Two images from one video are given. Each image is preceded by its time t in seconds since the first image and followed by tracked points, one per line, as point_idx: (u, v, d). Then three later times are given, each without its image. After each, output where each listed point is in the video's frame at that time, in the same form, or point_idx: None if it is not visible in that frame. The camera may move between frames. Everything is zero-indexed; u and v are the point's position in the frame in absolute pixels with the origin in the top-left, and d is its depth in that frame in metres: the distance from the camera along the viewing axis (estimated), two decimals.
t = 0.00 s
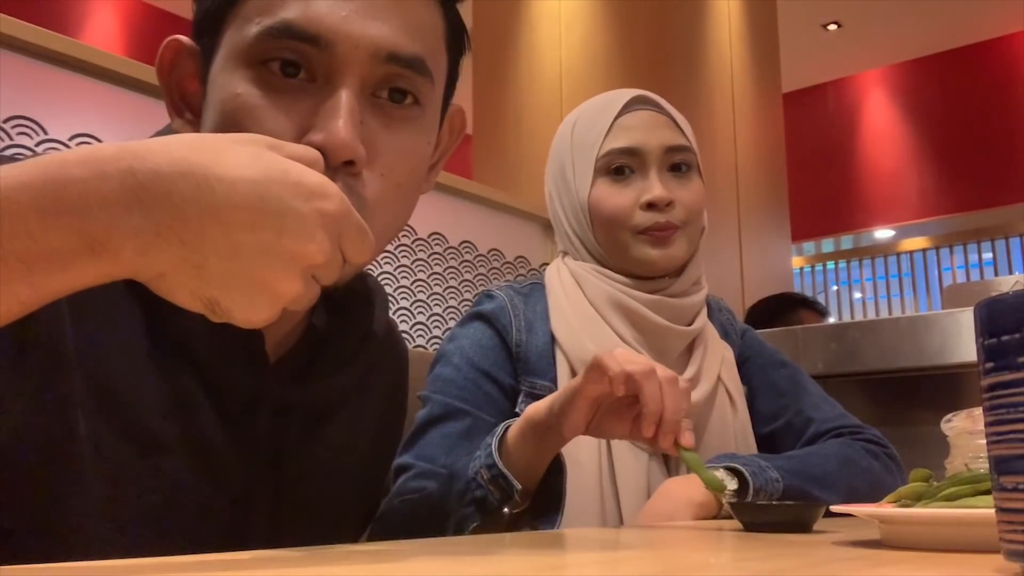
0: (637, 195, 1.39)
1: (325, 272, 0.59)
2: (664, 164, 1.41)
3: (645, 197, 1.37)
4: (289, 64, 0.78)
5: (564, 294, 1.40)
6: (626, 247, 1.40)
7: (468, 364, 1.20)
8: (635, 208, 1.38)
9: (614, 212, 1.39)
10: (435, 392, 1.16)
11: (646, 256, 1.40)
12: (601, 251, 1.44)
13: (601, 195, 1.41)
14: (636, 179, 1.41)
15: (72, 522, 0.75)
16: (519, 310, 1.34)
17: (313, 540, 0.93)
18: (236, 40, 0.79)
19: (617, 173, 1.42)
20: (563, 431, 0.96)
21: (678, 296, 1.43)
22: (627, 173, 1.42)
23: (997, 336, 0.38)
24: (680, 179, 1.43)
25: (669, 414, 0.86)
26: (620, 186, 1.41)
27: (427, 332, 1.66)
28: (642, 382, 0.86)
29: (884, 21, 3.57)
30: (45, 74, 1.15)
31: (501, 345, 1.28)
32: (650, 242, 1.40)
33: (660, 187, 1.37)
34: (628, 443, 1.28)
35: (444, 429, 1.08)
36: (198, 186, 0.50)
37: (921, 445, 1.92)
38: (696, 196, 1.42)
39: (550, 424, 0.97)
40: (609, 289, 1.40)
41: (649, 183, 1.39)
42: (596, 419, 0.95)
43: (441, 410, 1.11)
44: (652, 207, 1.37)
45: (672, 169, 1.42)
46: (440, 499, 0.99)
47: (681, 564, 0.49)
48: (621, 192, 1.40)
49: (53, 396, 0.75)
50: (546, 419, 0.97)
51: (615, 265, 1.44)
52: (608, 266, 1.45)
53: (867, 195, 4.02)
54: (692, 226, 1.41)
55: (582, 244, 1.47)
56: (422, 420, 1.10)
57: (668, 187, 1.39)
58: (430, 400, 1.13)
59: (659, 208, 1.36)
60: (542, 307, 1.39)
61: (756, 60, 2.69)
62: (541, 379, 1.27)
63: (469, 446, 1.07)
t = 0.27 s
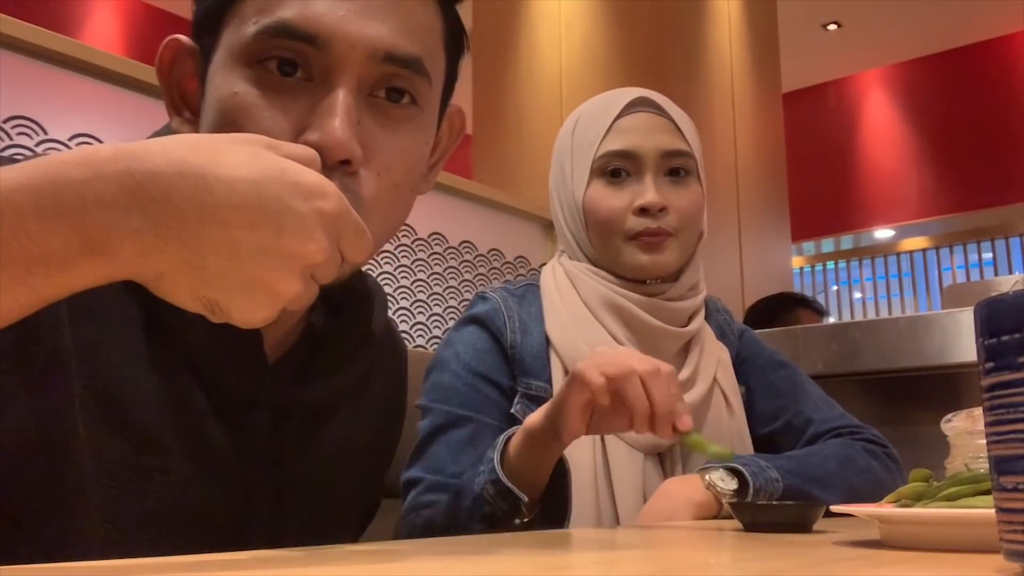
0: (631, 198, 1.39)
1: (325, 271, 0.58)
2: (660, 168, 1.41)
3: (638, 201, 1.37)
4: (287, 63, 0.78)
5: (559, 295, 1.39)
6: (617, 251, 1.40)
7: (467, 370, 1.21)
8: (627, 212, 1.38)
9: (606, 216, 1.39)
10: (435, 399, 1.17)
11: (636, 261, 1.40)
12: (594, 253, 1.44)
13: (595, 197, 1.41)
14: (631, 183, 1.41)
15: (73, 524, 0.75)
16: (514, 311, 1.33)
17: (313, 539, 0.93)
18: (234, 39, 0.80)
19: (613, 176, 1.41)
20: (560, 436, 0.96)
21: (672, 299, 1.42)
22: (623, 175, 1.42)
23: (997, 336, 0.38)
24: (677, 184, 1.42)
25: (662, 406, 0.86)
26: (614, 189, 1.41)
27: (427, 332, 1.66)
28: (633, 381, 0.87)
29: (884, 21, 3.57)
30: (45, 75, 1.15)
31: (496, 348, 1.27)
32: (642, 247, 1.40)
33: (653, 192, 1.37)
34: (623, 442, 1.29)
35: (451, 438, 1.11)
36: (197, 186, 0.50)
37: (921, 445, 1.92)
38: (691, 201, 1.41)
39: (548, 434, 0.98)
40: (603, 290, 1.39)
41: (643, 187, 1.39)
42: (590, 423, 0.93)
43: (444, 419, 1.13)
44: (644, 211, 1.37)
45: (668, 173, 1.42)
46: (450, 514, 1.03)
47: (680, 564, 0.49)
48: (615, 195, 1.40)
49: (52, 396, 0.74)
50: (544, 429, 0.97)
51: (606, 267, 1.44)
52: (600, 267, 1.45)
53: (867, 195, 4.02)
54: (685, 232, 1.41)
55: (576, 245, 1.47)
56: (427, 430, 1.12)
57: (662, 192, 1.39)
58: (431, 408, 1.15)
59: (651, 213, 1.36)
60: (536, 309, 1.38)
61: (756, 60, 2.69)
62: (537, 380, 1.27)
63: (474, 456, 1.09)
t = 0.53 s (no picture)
0: (630, 202, 1.38)
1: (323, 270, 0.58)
2: (659, 172, 1.40)
3: (636, 204, 1.37)
4: (285, 63, 0.78)
5: (553, 300, 1.40)
6: (613, 254, 1.40)
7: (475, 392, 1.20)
8: (625, 215, 1.37)
9: (604, 218, 1.38)
10: (449, 424, 1.17)
11: (632, 265, 1.39)
12: (589, 255, 1.44)
13: (593, 199, 1.40)
14: (630, 186, 1.40)
15: (71, 526, 0.75)
16: (509, 321, 1.32)
17: (313, 539, 0.93)
18: (233, 39, 0.79)
19: (611, 178, 1.41)
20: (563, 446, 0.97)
21: (667, 304, 1.42)
22: (621, 177, 1.41)
23: (996, 336, 0.38)
24: (675, 188, 1.42)
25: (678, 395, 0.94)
26: (613, 191, 1.40)
27: (428, 332, 1.66)
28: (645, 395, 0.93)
29: (884, 21, 3.57)
30: (44, 75, 1.15)
31: (495, 358, 1.27)
32: (639, 252, 1.39)
33: (652, 196, 1.37)
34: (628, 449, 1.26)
35: (476, 464, 1.13)
36: (195, 186, 0.50)
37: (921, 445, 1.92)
38: (688, 207, 1.41)
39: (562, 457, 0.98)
40: (595, 294, 1.39)
41: (642, 190, 1.39)
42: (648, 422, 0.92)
43: (466, 445, 1.14)
44: (642, 216, 1.36)
45: (667, 177, 1.42)
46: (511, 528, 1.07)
47: (681, 564, 0.49)
48: (614, 197, 1.39)
49: (49, 399, 0.74)
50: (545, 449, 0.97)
51: (601, 269, 1.43)
52: (594, 269, 1.45)
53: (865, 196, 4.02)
54: (681, 238, 1.40)
55: (571, 246, 1.47)
56: (449, 463, 1.13)
57: (661, 196, 1.38)
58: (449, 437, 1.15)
59: (649, 217, 1.36)
60: (532, 316, 1.38)
61: (756, 60, 2.69)
62: (536, 392, 1.26)
63: (503, 476, 1.13)
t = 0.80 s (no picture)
0: (653, 198, 1.36)
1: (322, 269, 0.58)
2: (685, 168, 1.38)
3: (660, 202, 1.35)
4: (286, 62, 0.78)
5: (571, 300, 1.38)
6: (634, 252, 1.38)
7: (487, 380, 1.22)
8: (649, 212, 1.35)
9: (626, 214, 1.36)
10: (459, 412, 1.18)
11: (653, 264, 1.37)
12: (609, 253, 1.42)
13: (616, 195, 1.38)
14: (654, 182, 1.38)
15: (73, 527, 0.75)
16: (526, 319, 1.32)
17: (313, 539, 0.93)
18: (234, 38, 0.80)
19: (635, 174, 1.39)
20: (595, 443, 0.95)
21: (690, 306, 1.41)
22: (645, 174, 1.39)
23: (997, 336, 0.38)
24: (701, 185, 1.40)
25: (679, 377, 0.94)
26: (635, 187, 1.38)
27: (427, 332, 1.66)
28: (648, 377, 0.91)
29: (884, 22, 3.57)
30: (43, 75, 1.15)
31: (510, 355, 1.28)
32: (661, 252, 1.37)
33: (676, 194, 1.34)
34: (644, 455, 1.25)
35: (484, 453, 1.13)
36: (193, 185, 0.50)
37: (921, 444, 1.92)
38: (714, 204, 1.39)
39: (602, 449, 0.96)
40: (615, 296, 1.37)
41: (666, 187, 1.36)
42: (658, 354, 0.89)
43: (475, 432, 1.15)
44: (666, 213, 1.34)
45: (692, 174, 1.39)
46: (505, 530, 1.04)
47: (679, 563, 0.49)
48: (638, 193, 1.37)
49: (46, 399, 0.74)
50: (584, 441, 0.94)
51: (624, 270, 1.42)
52: (618, 270, 1.43)
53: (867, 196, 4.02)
54: (705, 237, 1.38)
55: (593, 243, 1.45)
56: (457, 448, 1.13)
57: (686, 194, 1.36)
58: (460, 423, 1.16)
59: (673, 215, 1.34)
60: (549, 315, 1.37)
61: (756, 60, 2.69)
62: (550, 395, 1.26)
63: (511, 468, 1.13)
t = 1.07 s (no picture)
0: (693, 203, 1.34)
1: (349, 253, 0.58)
2: (729, 171, 1.36)
3: (700, 207, 1.33)
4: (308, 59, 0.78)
5: (599, 305, 1.37)
6: (671, 257, 1.36)
7: (502, 390, 1.22)
8: (688, 217, 1.34)
9: (664, 217, 1.35)
10: (472, 421, 1.18)
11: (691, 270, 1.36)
12: (644, 255, 1.41)
13: (654, 196, 1.37)
14: (695, 186, 1.36)
15: (86, 519, 0.76)
16: (550, 325, 1.33)
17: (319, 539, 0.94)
18: (254, 33, 0.79)
19: (675, 176, 1.37)
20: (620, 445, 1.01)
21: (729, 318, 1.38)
22: (687, 175, 1.37)
23: (996, 337, 0.38)
24: (745, 192, 1.38)
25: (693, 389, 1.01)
26: (675, 190, 1.36)
27: (427, 332, 1.66)
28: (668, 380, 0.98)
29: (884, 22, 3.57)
30: (43, 75, 1.15)
31: (529, 364, 1.28)
32: (698, 259, 1.35)
33: (719, 199, 1.33)
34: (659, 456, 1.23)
35: (494, 470, 1.13)
36: (223, 168, 0.50)
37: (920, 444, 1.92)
38: (756, 210, 1.37)
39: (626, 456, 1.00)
40: (646, 302, 1.35)
41: (709, 192, 1.35)
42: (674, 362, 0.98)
43: (486, 446, 1.14)
44: (706, 219, 1.33)
45: (737, 180, 1.37)
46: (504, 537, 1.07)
47: (679, 564, 0.49)
48: (678, 196, 1.35)
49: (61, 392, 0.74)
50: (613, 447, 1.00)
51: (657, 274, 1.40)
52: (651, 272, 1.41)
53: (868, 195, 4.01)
54: (746, 243, 1.36)
55: (627, 243, 1.44)
56: (468, 459, 1.14)
57: (728, 201, 1.34)
58: (471, 434, 1.16)
59: (714, 221, 1.32)
60: (574, 321, 1.37)
61: (755, 60, 2.70)
62: (569, 408, 1.26)
63: (520, 487, 1.14)
